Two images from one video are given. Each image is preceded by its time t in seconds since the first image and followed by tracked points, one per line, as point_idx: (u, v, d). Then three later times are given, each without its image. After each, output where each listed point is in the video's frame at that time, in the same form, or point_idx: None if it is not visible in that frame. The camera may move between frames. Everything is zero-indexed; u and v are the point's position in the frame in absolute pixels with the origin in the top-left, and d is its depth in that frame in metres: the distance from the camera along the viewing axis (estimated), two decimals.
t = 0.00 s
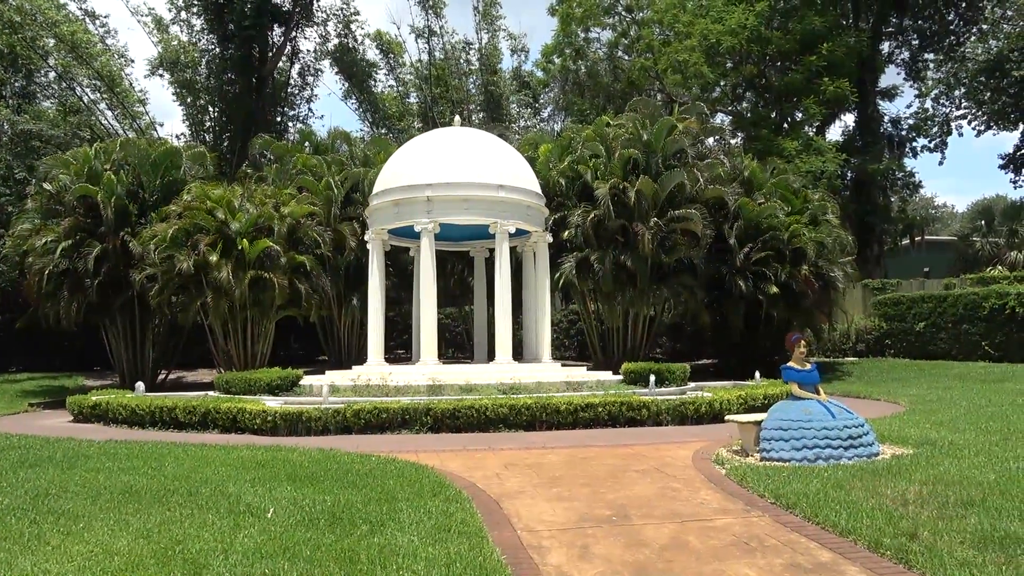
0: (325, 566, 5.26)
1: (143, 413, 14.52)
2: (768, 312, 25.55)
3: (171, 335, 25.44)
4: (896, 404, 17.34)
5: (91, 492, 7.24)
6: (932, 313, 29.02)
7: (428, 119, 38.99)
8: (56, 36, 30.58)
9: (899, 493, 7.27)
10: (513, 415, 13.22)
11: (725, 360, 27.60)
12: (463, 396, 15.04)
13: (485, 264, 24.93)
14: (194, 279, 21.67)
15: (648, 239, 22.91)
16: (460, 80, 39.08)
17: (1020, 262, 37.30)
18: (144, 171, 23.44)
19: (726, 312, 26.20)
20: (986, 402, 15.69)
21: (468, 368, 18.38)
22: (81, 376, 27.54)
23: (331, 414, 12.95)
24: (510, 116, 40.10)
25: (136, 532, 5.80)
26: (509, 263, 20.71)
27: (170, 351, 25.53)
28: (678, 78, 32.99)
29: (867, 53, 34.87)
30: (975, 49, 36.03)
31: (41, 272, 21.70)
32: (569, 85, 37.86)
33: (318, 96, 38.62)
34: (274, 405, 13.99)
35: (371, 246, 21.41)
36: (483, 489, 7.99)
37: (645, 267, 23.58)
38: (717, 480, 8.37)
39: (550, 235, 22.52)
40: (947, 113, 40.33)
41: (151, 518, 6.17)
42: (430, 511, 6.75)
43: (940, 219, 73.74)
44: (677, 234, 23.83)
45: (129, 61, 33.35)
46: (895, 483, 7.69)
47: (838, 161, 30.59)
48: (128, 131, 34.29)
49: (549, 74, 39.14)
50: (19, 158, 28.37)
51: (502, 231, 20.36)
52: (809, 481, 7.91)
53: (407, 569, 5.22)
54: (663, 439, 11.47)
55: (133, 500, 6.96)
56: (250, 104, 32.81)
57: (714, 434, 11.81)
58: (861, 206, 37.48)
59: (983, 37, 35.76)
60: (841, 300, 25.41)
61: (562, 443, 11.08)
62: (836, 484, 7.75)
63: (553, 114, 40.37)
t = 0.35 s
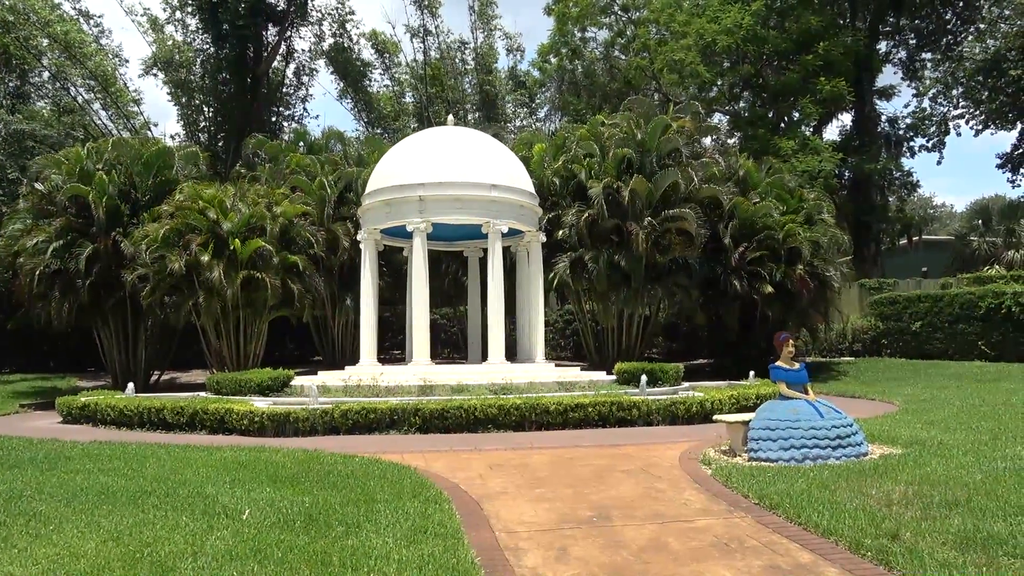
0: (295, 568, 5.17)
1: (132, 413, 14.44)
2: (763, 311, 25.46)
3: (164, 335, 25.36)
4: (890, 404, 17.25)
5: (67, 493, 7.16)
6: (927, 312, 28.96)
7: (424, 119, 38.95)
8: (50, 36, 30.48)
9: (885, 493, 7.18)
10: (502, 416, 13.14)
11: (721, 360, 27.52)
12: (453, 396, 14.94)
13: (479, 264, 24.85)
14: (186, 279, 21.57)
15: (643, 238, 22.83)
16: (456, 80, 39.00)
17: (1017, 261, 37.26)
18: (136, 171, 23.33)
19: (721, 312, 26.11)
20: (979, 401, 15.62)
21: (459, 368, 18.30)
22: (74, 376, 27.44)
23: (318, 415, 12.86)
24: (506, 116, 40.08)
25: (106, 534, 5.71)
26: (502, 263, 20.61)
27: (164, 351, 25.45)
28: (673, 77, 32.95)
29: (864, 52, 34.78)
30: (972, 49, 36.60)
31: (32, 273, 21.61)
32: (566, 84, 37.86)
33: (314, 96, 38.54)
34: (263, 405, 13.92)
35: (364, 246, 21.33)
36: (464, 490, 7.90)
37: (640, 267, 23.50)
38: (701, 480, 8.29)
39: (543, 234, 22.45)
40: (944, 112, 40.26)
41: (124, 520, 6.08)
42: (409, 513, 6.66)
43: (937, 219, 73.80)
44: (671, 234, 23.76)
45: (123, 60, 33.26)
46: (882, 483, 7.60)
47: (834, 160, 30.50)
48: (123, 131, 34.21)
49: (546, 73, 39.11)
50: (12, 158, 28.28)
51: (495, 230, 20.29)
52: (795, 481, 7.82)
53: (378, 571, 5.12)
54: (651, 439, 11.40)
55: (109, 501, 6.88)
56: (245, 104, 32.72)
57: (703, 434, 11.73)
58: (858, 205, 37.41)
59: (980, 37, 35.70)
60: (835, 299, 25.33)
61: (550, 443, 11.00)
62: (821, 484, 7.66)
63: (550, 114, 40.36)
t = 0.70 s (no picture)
0: (268, 569, 5.14)
1: (131, 413, 14.48)
2: (769, 310, 25.23)
3: (170, 334, 25.47)
4: (896, 403, 17.04)
5: (51, 493, 7.15)
6: (937, 310, 28.62)
7: (430, 118, 38.89)
8: (56, 38, 30.67)
9: (876, 495, 7.06)
10: (499, 415, 13.07)
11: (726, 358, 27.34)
12: (451, 396, 14.88)
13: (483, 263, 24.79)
14: (190, 279, 21.64)
15: (646, 236, 22.68)
16: (461, 79, 38.89)
17: None
18: (141, 172, 23.42)
19: (727, 310, 25.92)
20: (986, 400, 15.39)
21: (460, 367, 18.25)
22: (81, 376, 27.61)
23: (315, 414, 12.85)
24: (511, 115, 39.98)
25: (82, 535, 5.69)
26: (504, 262, 20.52)
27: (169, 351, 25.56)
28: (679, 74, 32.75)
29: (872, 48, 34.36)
30: (983, 43, 35.06)
31: (38, 273, 21.75)
32: (572, 82, 37.74)
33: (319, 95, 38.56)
34: (261, 404, 13.91)
35: (366, 245, 21.30)
36: (451, 490, 7.83)
37: (643, 265, 23.35)
38: (693, 481, 8.19)
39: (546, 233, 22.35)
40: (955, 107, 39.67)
41: (103, 521, 6.06)
42: (390, 514, 6.60)
43: (950, 215, 73.05)
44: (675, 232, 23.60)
45: (130, 62, 33.43)
46: (875, 484, 7.47)
47: (842, 157, 30.18)
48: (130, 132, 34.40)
49: (552, 71, 38.98)
50: (20, 159, 28.49)
51: (497, 229, 20.21)
52: (786, 482, 7.70)
53: (351, 573, 5.07)
54: (647, 439, 11.30)
55: (92, 501, 6.87)
56: (251, 104, 32.81)
57: (701, 434, 11.61)
58: (868, 202, 37.02)
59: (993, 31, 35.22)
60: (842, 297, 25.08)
61: (545, 443, 10.92)
62: (813, 485, 7.55)
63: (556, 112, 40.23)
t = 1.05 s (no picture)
0: (244, 571, 5.08)
1: (130, 412, 14.49)
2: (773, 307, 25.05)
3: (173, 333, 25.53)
4: (899, 401, 16.89)
5: (37, 494, 7.13)
6: (944, 308, 28.37)
7: (433, 117, 38.89)
8: (61, 37, 30.73)
9: (870, 495, 6.94)
10: (495, 414, 13.01)
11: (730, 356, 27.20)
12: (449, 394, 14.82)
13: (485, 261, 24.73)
14: (191, 277, 21.68)
15: (648, 234, 22.55)
16: (465, 78, 38.84)
17: None
18: (143, 171, 23.45)
19: (730, 308, 25.76)
20: (990, 399, 15.22)
21: (460, 366, 18.20)
22: (86, 375, 27.72)
23: (311, 414, 12.81)
24: (515, 112, 39.92)
25: (60, 537, 5.65)
26: (505, 260, 20.43)
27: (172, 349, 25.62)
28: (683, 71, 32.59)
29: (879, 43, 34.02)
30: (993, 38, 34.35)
31: (41, 272, 21.83)
32: (577, 79, 37.65)
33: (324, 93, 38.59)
34: (258, 403, 13.89)
35: (367, 243, 21.26)
36: (439, 491, 7.76)
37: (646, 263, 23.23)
38: (685, 481, 8.10)
39: (547, 230, 22.25)
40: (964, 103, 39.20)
41: (84, 522, 6.03)
42: (375, 514, 6.54)
43: (959, 211, 72.58)
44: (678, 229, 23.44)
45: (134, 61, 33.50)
46: (868, 484, 7.36)
47: (848, 153, 29.93)
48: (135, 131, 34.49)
49: (557, 68, 38.87)
50: (26, 159, 28.62)
51: (497, 227, 20.13)
52: (778, 482, 7.60)
53: None
54: (643, 439, 11.20)
55: (75, 501, 6.84)
56: (254, 102, 32.84)
57: (698, 434, 11.51)
58: (874, 199, 36.75)
59: (1001, 26, 34.53)
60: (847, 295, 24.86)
61: (540, 442, 10.84)
62: (805, 485, 7.44)
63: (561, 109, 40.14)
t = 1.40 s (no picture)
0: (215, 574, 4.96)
1: (121, 412, 14.36)
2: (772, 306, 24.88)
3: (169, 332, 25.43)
4: (899, 401, 16.70)
5: (14, 494, 7.00)
6: (945, 306, 28.17)
7: (432, 115, 38.76)
8: (57, 36, 30.59)
9: (863, 497, 6.79)
10: (488, 413, 12.88)
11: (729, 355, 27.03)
12: (443, 394, 14.70)
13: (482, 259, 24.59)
14: (187, 276, 21.56)
15: (646, 232, 22.39)
16: (464, 76, 38.71)
17: None
18: (138, 169, 23.33)
19: (729, 306, 25.59)
20: (989, 398, 15.04)
21: (455, 365, 18.06)
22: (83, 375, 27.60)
23: (301, 413, 12.68)
24: (514, 110, 39.77)
25: (31, 539, 5.52)
26: (501, 258, 20.29)
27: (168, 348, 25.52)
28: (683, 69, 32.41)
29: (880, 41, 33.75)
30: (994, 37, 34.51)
31: (36, 271, 21.74)
32: (577, 78, 37.53)
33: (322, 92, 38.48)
34: (249, 402, 13.76)
35: (363, 241, 21.13)
36: (423, 491, 7.62)
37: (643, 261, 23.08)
38: (675, 482, 7.95)
39: (544, 228, 22.09)
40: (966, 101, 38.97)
41: (57, 524, 5.90)
42: (355, 515, 6.40)
43: (962, 210, 72.45)
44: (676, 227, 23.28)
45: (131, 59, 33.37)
46: (863, 485, 7.20)
47: (849, 152, 29.73)
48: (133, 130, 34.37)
49: (556, 67, 38.68)
50: (22, 158, 28.54)
51: (493, 225, 20.00)
52: (770, 483, 7.43)
53: None
54: (636, 439, 11.06)
55: (52, 502, 6.73)
56: (251, 100, 32.69)
57: (691, 434, 11.36)
58: (876, 198, 36.54)
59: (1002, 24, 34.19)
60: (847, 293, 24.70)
61: (532, 443, 10.70)
62: (797, 486, 7.29)
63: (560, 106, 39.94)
